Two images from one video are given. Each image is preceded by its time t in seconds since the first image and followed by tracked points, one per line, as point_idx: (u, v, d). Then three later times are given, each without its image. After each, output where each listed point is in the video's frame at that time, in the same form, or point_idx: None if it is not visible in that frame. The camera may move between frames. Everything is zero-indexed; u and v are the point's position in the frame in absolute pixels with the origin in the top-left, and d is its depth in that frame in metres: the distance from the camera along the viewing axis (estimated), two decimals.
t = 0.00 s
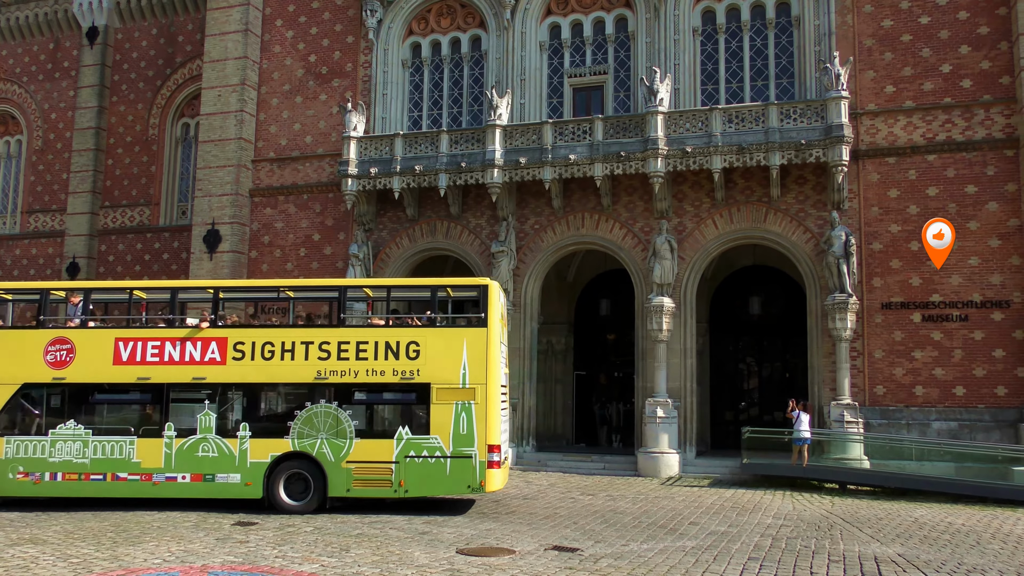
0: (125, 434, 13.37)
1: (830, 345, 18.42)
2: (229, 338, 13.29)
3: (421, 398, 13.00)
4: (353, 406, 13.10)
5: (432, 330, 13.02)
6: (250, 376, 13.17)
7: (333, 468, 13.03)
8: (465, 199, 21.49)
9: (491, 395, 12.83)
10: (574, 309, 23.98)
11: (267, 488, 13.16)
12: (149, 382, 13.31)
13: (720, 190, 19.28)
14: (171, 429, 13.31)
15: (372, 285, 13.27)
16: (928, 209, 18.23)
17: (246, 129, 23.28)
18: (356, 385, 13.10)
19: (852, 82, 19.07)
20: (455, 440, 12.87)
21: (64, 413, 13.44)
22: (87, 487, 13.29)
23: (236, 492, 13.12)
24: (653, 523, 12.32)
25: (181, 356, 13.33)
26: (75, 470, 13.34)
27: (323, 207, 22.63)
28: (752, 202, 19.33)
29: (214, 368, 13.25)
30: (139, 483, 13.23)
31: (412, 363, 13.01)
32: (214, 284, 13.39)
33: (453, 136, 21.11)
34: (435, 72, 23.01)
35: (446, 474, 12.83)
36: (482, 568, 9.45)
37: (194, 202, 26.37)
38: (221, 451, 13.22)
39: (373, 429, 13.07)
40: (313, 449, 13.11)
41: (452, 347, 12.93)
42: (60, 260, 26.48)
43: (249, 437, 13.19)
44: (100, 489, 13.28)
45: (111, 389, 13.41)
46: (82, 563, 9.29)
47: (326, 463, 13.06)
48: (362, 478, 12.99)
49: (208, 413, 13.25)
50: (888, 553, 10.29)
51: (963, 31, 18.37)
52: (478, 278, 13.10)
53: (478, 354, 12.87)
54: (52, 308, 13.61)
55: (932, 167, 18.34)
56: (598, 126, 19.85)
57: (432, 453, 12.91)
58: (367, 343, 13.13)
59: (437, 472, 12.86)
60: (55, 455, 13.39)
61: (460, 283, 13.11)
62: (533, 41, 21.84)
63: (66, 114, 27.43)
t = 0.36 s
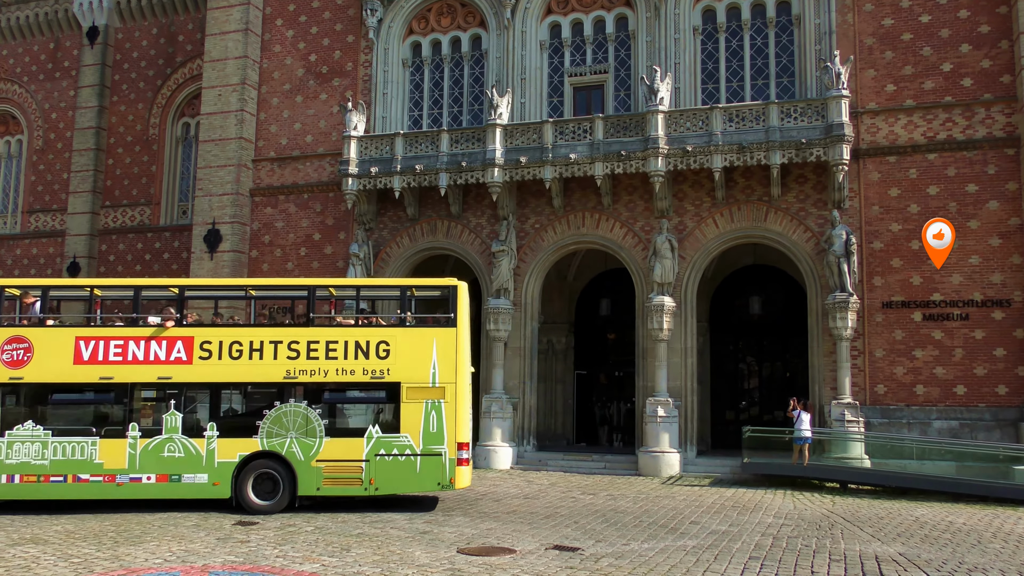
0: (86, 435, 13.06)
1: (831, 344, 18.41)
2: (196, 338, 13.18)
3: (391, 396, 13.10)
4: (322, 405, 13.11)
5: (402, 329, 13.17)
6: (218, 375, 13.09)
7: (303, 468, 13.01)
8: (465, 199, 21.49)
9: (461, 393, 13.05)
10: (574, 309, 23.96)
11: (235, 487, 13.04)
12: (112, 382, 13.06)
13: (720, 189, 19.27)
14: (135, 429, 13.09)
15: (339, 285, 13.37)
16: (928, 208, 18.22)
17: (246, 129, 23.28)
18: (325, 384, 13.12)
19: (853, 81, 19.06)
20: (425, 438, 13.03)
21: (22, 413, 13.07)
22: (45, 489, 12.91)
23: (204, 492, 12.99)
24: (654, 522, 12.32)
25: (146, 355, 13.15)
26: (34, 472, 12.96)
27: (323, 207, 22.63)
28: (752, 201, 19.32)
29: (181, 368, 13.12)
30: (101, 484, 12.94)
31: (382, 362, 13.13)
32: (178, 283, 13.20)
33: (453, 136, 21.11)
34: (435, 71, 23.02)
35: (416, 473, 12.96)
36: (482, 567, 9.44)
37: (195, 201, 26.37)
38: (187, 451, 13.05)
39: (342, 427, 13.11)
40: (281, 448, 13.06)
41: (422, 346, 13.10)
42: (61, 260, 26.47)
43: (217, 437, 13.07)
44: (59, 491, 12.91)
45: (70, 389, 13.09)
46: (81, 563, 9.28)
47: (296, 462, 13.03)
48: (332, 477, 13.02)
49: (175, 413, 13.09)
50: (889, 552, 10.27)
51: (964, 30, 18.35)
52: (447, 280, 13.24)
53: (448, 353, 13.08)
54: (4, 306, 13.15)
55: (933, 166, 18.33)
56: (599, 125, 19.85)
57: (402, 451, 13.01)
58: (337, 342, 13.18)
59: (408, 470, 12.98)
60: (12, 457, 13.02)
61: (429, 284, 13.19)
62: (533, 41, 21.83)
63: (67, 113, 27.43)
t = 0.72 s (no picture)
0: (42, 437, 12.77)
1: (830, 346, 18.42)
2: (158, 339, 12.94)
3: (357, 399, 13.13)
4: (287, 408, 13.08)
5: (368, 333, 13.22)
6: (181, 377, 12.92)
7: (268, 470, 12.98)
8: (464, 200, 21.49)
9: (426, 396, 13.17)
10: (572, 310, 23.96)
11: (198, 490, 12.92)
12: (69, 383, 12.78)
13: (719, 190, 19.28)
14: (94, 431, 12.84)
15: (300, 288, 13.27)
16: (926, 209, 18.24)
17: (245, 131, 23.28)
18: (290, 387, 13.08)
19: (850, 82, 19.08)
20: (391, 440, 13.12)
21: None
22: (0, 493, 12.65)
23: (166, 495, 12.82)
24: (653, 522, 12.32)
25: (106, 356, 12.86)
26: None
27: (322, 209, 22.62)
28: (750, 202, 19.34)
29: (142, 370, 12.89)
30: (59, 488, 12.67)
31: (349, 365, 13.15)
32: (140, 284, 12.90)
33: (452, 137, 21.11)
34: (433, 73, 23.02)
35: (382, 474, 13.04)
36: (481, 568, 9.43)
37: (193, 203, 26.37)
38: (148, 453, 12.86)
39: (307, 429, 13.11)
40: (246, 450, 13.01)
41: (389, 349, 13.17)
42: (59, 262, 26.47)
43: (179, 440, 12.92)
44: (15, 495, 12.64)
45: (25, 389, 12.77)
46: (79, 566, 9.26)
47: (261, 465, 13.00)
48: (297, 479, 13.01)
49: (135, 415, 12.88)
50: (887, 552, 10.28)
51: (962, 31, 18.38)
52: (413, 285, 13.36)
53: (415, 356, 13.18)
54: None
55: (931, 167, 18.35)
56: (596, 126, 19.85)
57: (368, 453, 13.08)
58: (304, 345, 13.13)
59: (373, 472, 13.05)
60: None
61: (395, 289, 13.35)
62: (532, 43, 21.84)
63: (65, 116, 27.43)
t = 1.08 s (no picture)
0: None
1: (827, 346, 18.44)
2: (117, 337, 12.69)
3: (318, 399, 13.07)
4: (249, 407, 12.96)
5: (329, 332, 13.17)
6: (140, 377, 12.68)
7: (229, 469, 12.85)
8: (462, 202, 21.51)
9: (388, 396, 13.20)
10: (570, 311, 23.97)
11: (157, 489, 12.71)
12: (22, 382, 12.43)
13: (716, 191, 19.30)
14: (48, 432, 12.50)
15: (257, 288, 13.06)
16: (923, 209, 18.26)
17: (243, 133, 23.29)
18: (252, 386, 12.96)
19: (848, 83, 19.10)
20: (352, 438, 13.11)
21: None
22: None
23: (123, 496, 12.56)
24: (652, 523, 12.32)
25: (61, 355, 12.54)
26: None
27: (320, 211, 22.61)
28: (747, 203, 19.35)
29: (100, 369, 12.62)
30: (9, 489, 12.26)
31: (310, 364, 13.08)
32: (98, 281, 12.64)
33: (450, 138, 21.13)
34: (431, 75, 23.02)
35: (343, 472, 13.01)
36: (480, 570, 9.43)
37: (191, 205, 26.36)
38: (106, 453, 12.60)
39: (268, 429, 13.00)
40: (207, 449, 12.85)
41: (350, 348, 13.16)
42: (57, 265, 26.45)
43: (138, 439, 12.69)
44: None
45: None
46: (77, 569, 9.25)
47: (222, 464, 12.86)
48: (259, 477, 12.91)
49: (92, 415, 12.59)
50: (886, 553, 10.29)
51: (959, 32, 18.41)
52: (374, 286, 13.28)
53: (376, 356, 13.18)
54: None
55: (928, 167, 18.36)
56: (594, 126, 19.87)
57: (329, 451, 13.04)
58: (265, 344, 13.01)
59: (335, 470, 13.02)
60: None
61: (356, 290, 13.25)
62: (529, 44, 21.86)
63: (62, 118, 27.44)
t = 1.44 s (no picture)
0: None
1: (826, 346, 18.42)
2: (71, 336, 12.41)
3: (277, 399, 13.10)
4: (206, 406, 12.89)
5: (286, 334, 13.19)
6: (95, 376, 12.45)
7: (186, 469, 12.74)
8: (460, 201, 21.48)
9: (345, 396, 13.34)
10: (569, 311, 23.96)
11: (111, 490, 12.48)
12: None
13: (715, 191, 19.29)
14: None
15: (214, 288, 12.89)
16: (920, 208, 18.27)
17: (241, 133, 23.27)
18: (210, 386, 12.87)
19: (845, 82, 19.10)
20: (310, 439, 13.21)
21: None
22: None
23: (75, 497, 12.27)
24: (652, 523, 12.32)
25: (12, 353, 12.21)
26: None
27: (318, 211, 22.59)
28: (745, 202, 19.36)
29: (53, 368, 12.33)
30: None
31: (269, 365, 13.09)
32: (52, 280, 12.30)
33: (448, 138, 21.13)
34: (429, 75, 23.00)
35: (301, 473, 13.09)
36: (478, 570, 9.42)
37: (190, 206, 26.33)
38: (58, 453, 12.31)
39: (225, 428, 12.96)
40: (163, 449, 12.71)
41: (309, 349, 13.24)
42: (55, 266, 26.42)
43: (91, 438, 12.45)
44: None
45: None
46: (74, 569, 9.24)
47: (178, 464, 12.74)
48: (215, 477, 12.85)
49: (43, 414, 12.28)
50: (885, 552, 10.28)
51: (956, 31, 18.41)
52: (332, 289, 13.42)
53: (335, 357, 13.31)
54: None
55: (926, 166, 18.36)
56: (592, 126, 19.86)
57: (287, 451, 13.09)
58: (224, 344, 12.93)
59: (293, 471, 13.08)
60: None
61: (316, 292, 13.33)
62: (527, 44, 21.85)
63: (60, 118, 27.39)
